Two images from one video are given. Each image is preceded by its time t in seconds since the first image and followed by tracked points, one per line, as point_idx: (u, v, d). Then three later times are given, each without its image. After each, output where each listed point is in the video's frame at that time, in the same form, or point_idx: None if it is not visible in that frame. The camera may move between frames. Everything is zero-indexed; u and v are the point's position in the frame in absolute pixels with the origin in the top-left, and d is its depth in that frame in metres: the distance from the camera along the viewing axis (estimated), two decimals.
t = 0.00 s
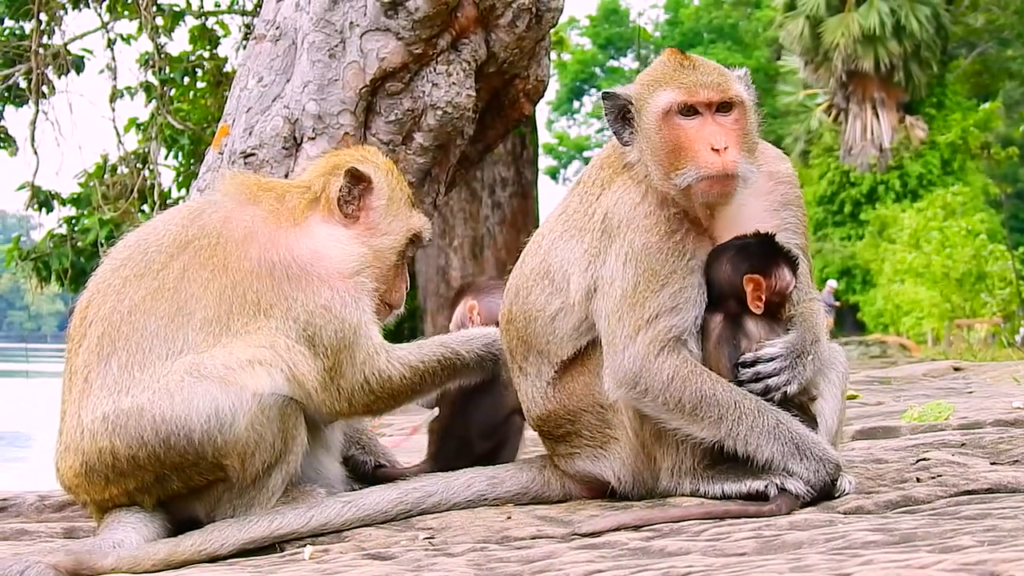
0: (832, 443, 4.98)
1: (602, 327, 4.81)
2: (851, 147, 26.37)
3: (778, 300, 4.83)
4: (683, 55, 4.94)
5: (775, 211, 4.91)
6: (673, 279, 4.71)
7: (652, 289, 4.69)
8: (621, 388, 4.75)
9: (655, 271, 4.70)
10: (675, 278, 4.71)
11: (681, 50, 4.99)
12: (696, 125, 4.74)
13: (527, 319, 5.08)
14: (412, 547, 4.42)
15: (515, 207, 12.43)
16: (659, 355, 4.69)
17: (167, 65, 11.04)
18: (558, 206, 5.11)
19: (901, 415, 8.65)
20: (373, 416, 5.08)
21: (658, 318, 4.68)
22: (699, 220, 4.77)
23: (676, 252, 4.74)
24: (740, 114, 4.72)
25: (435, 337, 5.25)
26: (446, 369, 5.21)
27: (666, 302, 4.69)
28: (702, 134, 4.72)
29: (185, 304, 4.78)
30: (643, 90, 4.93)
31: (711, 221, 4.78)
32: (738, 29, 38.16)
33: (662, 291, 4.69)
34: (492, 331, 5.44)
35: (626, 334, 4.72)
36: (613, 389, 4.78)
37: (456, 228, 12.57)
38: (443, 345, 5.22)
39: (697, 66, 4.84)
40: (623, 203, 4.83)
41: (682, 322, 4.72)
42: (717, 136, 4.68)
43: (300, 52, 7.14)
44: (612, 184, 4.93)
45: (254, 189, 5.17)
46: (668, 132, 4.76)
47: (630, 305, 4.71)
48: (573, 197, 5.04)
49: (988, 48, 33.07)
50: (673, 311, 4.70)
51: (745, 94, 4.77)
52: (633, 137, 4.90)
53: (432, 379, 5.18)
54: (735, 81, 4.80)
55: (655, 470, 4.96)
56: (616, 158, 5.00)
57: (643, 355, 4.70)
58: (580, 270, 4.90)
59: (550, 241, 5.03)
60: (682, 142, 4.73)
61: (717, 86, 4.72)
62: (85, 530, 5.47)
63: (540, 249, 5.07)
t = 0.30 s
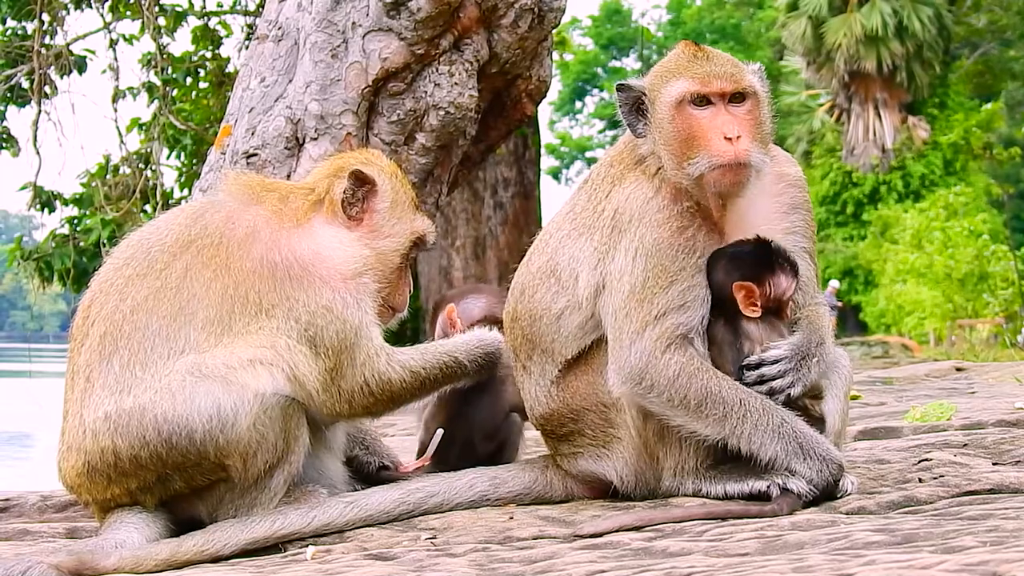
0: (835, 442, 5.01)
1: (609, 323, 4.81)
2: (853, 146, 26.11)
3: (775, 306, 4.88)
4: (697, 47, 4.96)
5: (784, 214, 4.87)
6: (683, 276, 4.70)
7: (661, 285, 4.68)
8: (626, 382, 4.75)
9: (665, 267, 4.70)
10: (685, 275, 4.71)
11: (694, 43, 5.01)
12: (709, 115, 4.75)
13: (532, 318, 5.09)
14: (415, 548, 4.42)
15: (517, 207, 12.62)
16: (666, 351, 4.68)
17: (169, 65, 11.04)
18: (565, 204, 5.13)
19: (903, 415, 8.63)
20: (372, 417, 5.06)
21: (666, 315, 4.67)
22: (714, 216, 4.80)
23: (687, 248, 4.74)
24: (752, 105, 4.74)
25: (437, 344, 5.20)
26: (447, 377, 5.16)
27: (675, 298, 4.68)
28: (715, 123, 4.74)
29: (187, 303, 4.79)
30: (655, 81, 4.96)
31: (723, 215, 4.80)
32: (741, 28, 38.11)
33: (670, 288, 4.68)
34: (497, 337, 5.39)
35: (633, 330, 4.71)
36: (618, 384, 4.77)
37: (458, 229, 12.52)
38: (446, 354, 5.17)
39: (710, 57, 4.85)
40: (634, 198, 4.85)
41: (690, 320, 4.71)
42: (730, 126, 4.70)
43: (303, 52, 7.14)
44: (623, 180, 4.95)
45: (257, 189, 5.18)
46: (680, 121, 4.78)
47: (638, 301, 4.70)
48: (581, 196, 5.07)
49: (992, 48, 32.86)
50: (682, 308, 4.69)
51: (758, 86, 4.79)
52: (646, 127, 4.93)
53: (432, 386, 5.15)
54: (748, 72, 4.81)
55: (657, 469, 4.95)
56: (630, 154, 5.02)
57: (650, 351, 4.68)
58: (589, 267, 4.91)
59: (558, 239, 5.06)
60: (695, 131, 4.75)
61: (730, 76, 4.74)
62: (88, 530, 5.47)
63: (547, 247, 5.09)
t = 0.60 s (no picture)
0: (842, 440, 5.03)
1: (612, 320, 4.81)
2: (855, 146, 26.23)
3: (775, 303, 4.86)
4: (703, 45, 4.97)
5: (789, 214, 4.89)
6: (688, 273, 4.71)
7: (665, 282, 4.69)
8: (629, 379, 4.75)
9: (670, 264, 4.70)
10: (690, 272, 4.71)
11: (700, 40, 5.02)
12: (713, 113, 4.77)
13: (535, 318, 5.10)
14: (417, 548, 4.42)
15: (519, 208, 12.74)
16: (670, 349, 4.68)
17: (171, 67, 11.04)
18: (569, 204, 5.14)
19: (905, 415, 8.62)
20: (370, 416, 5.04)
21: (670, 313, 4.68)
22: (721, 215, 4.80)
23: (693, 245, 4.75)
24: (756, 102, 4.75)
25: (430, 345, 5.15)
26: (441, 377, 5.13)
27: (680, 296, 4.68)
28: (719, 121, 4.75)
29: (188, 304, 4.80)
30: (661, 78, 4.98)
31: (728, 212, 4.79)
32: (742, 29, 38.16)
33: (674, 286, 4.69)
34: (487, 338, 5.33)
35: (637, 326, 4.71)
36: (621, 381, 4.77)
37: (461, 229, 12.61)
38: (440, 354, 5.13)
39: (716, 54, 4.87)
40: (639, 196, 4.86)
41: (694, 317, 4.71)
42: (733, 124, 4.72)
43: (304, 53, 7.14)
44: (628, 178, 4.97)
45: (257, 189, 5.18)
46: (684, 118, 4.79)
47: (642, 298, 4.70)
48: (584, 195, 5.08)
49: (993, 47, 32.81)
50: (687, 306, 4.69)
51: (763, 83, 4.80)
52: (651, 124, 4.96)
53: (428, 386, 5.12)
54: (754, 69, 4.82)
55: (659, 469, 4.95)
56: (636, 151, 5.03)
57: (654, 348, 4.69)
58: (593, 266, 4.91)
59: (562, 238, 5.06)
60: (699, 128, 4.76)
61: (734, 73, 4.75)
62: (90, 532, 5.47)
63: (550, 247, 5.10)
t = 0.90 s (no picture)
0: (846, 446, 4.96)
1: (612, 321, 4.80)
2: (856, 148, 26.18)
3: (775, 303, 4.82)
4: (718, 45, 4.95)
5: (789, 218, 4.90)
6: (688, 275, 4.69)
7: (666, 283, 4.67)
8: (630, 381, 4.74)
9: (670, 265, 4.68)
10: (690, 274, 4.70)
11: (716, 40, 5.00)
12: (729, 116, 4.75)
13: (535, 320, 5.10)
14: (418, 550, 4.42)
15: (520, 210, 13.01)
16: (670, 350, 4.67)
17: (172, 68, 11.03)
18: (569, 206, 5.13)
19: (906, 417, 8.62)
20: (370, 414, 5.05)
21: (670, 314, 4.66)
22: (726, 220, 4.85)
23: (693, 247, 4.73)
24: (773, 107, 4.75)
25: (419, 341, 5.17)
26: (431, 373, 5.16)
27: (680, 298, 4.67)
28: (735, 125, 4.74)
29: (191, 304, 4.80)
30: (676, 77, 4.96)
31: (731, 215, 4.84)
32: (742, 31, 38.21)
33: (675, 287, 4.67)
34: (467, 334, 5.36)
35: (637, 327, 4.70)
36: (622, 382, 4.77)
37: (461, 232, 12.82)
38: (429, 349, 5.16)
39: (733, 56, 4.86)
40: (641, 195, 4.85)
41: (694, 319, 4.70)
42: (750, 129, 4.70)
43: (305, 54, 7.14)
44: (631, 178, 4.95)
45: (259, 190, 5.19)
46: (701, 120, 4.79)
47: (642, 299, 4.69)
48: (585, 196, 5.07)
49: (993, 49, 32.82)
50: (687, 307, 4.68)
51: (778, 88, 4.80)
52: (664, 123, 4.96)
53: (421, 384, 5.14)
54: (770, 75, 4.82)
55: (660, 472, 4.94)
56: (641, 151, 5.03)
57: (654, 350, 4.68)
58: (593, 267, 4.91)
59: (562, 240, 5.06)
60: (715, 130, 4.76)
61: (754, 78, 4.74)
62: (91, 534, 5.47)
63: (550, 248, 5.10)
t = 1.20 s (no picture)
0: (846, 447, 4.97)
1: (613, 322, 4.79)
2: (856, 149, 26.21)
3: (774, 307, 4.83)
4: (740, 48, 4.93)
5: (789, 221, 4.89)
6: (690, 276, 4.69)
7: (667, 284, 4.66)
8: (630, 382, 4.74)
9: (672, 266, 4.68)
10: (691, 275, 4.69)
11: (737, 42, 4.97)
12: (762, 120, 4.71)
13: (534, 322, 5.10)
14: (419, 551, 4.41)
15: (521, 210, 13.01)
16: (671, 351, 4.67)
17: (173, 69, 11.03)
18: (569, 207, 5.15)
19: (907, 418, 8.61)
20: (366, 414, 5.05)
21: (671, 315, 4.66)
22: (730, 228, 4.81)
23: (694, 249, 4.72)
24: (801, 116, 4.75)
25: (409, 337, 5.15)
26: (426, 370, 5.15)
27: (681, 299, 4.67)
28: (768, 130, 4.70)
29: (190, 305, 4.80)
30: (700, 79, 4.88)
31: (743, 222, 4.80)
32: (743, 32, 38.24)
33: (676, 288, 4.67)
34: (454, 329, 5.32)
35: (638, 328, 4.70)
36: (622, 383, 4.76)
37: (462, 232, 12.84)
38: (421, 345, 5.14)
39: (761, 62, 4.84)
40: (644, 195, 4.84)
41: (695, 320, 4.70)
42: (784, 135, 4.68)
43: (306, 55, 7.13)
44: (633, 178, 4.95)
45: (258, 191, 5.20)
46: (734, 123, 4.73)
47: (644, 300, 4.68)
48: (585, 197, 5.08)
49: (993, 50, 32.87)
50: (688, 309, 4.68)
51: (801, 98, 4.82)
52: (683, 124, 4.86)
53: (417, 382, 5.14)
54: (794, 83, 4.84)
55: (661, 473, 4.94)
56: (642, 153, 5.01)
57: (655, 351, 4.68)
58: (593, 269, 4.91)
59: (561, 240, 5.07)
60: (749, 134, 4.70)
61: (786, 85, 4.73)
62: (92, 534, 5.47)
63: (549, 249, 5.11)
